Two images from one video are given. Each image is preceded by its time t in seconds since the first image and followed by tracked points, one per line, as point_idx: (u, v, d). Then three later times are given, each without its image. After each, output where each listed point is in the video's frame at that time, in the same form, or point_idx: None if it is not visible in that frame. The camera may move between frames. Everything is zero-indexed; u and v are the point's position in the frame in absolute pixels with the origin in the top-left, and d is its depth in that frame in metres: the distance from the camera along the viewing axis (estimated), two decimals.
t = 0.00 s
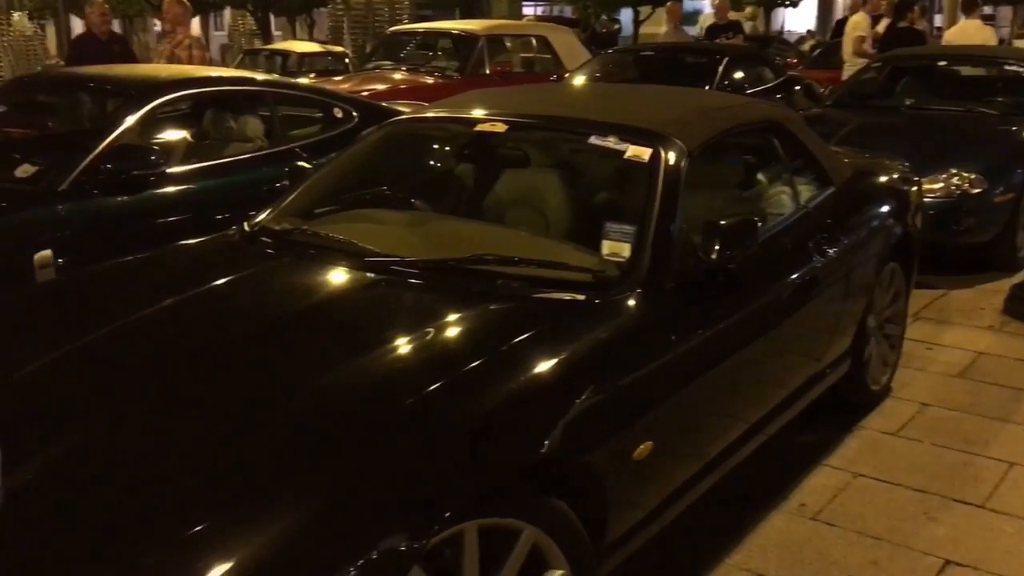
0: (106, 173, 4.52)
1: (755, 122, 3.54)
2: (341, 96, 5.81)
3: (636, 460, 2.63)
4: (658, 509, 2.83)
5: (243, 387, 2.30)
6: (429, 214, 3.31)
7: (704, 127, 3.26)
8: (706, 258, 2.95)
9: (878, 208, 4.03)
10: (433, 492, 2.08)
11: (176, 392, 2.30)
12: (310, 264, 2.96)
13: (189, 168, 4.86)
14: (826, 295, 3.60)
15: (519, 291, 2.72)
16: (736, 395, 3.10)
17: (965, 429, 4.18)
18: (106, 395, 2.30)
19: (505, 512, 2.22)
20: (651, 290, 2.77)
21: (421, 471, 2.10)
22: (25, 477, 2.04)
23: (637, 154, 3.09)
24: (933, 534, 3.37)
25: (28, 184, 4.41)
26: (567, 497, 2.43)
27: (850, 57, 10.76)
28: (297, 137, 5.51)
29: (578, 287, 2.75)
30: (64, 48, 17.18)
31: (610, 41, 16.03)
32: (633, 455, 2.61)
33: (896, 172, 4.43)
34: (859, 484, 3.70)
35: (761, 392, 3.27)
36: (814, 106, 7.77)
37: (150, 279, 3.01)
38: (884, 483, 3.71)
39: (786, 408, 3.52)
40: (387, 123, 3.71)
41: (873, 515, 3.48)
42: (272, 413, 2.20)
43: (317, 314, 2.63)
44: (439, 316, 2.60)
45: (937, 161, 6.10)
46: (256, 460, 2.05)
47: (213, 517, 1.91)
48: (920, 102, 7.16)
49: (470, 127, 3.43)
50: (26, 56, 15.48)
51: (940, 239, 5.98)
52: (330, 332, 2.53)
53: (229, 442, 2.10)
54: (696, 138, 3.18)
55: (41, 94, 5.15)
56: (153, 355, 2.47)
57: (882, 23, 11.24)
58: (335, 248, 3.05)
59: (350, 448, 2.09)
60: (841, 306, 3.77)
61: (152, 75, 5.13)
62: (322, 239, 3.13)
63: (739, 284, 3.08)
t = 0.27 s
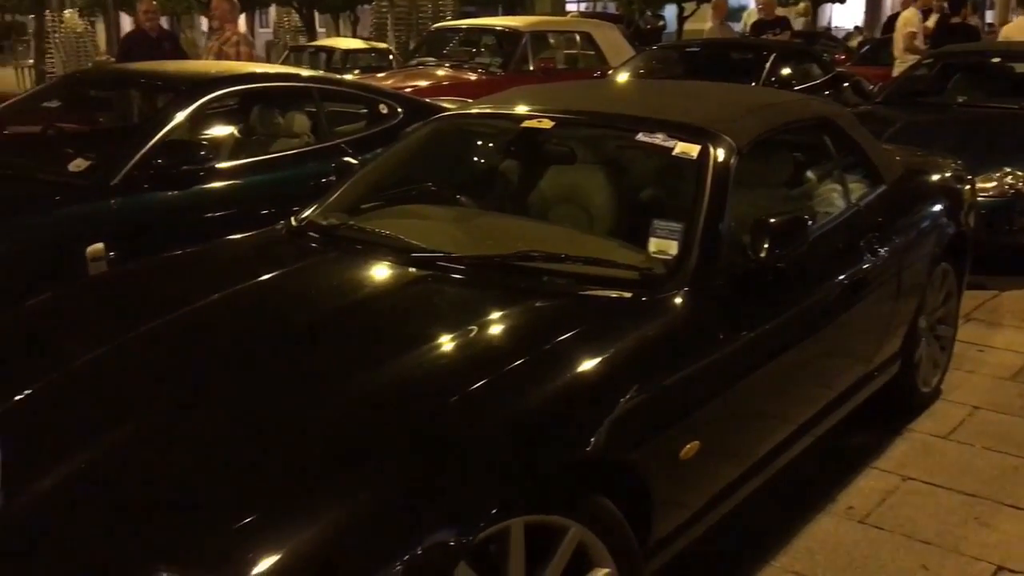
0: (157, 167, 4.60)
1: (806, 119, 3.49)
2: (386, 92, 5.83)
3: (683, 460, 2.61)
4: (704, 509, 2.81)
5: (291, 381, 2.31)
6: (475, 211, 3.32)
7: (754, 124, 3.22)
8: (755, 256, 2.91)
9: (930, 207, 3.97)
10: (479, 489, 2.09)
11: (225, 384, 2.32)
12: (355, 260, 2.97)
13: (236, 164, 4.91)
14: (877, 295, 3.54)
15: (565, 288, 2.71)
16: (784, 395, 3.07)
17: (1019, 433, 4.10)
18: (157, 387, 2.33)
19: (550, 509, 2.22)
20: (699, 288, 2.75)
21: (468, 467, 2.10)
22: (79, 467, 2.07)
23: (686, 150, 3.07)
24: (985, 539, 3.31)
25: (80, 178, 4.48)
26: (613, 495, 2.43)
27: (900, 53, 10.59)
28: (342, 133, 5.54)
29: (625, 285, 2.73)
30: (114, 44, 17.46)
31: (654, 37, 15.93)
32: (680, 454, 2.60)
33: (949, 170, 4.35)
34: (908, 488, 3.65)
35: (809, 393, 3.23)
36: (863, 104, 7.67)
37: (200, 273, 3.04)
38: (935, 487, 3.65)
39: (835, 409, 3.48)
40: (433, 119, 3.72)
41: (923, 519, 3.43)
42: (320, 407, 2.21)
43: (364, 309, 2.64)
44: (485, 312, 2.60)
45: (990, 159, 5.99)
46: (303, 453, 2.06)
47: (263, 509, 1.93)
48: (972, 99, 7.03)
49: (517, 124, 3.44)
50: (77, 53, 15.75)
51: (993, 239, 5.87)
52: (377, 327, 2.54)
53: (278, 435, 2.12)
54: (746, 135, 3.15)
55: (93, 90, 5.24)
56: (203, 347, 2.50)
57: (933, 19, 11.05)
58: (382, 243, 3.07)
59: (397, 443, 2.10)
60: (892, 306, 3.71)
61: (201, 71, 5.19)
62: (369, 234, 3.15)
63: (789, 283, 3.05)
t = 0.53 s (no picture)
0: (210, 162, 4.66)
1: (861, 115, 3.43)
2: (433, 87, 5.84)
3: (733, 459, 2.59)
4: (754, 509, 2.78)
5: (341, 374, 2.33)
6: (523, 206, 3.32)
7: (807, 119, 3.18)
8: (809, 254, 2.87)
9: (988, 205, 3.88)
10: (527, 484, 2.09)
11: (277, 377, 2.34)
12: (402, 255, 2.99)
13: (285, 158, 4.94)
14: (932, 294, 3.48)
15: (614, 285, 2.70)
16: (836, 395, 3.02)
17: None
18: (211, 379, 2.36)
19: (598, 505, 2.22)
20: (750, 285, 2.72)
21: (517, 463, 2.10)
22: (135, 456, 2.11)
23: (739, 147, 3.03)
24: None
25: (135, 171, 4.55)
26: (663, 492, 2.42)
27: (957, 48, 10.36)
28: (390, 128, 5.55)
29: (675, 282, 2.71)
30: (165, 40, 17.72)
31: (703, 32, 15.77)
32: (730, 453, 2.58)
33: (1009, 167, 4.25)
34: (963, 491, 3.58)
35: (862, 394, 3.19)
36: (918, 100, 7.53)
37: (251, 266, 3.07)
38: (991, 491, 3.58)
39: (888, 410, 3.42)
40: (481, 114, 3.73)
41: (978, 523, 3.36)
42: (371, 400, 2.22)
43: (412, 304, 2.65)
44: (533, 308, 2.60)
45: None
46: (354, 445, 2.08)
47: (313, 500, 1.95)
48: None
49: (566, 119, 3.41)
50: (131, 49, 16.00)
51: None
52: (427, 322, 2.55)
53: (329, 427, 2.14)
54: (800, 131, 3.10)
55: (148, 85, 5.32)
56: (257, 339, 2.53)
57: (992, 13, 10.79)
58: (431, 237, 3.08)
59: (447, 437, 2.11)
60: (947, 306, 3.64)
61: (252, 67, 5.24)
62: (418, 229, 3.16)
63: (842, 281, 3.01)
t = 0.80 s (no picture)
0: (263, 156, 4.71)
1: (922, 111, 3.36)
2: (482, 83, 5.85)
3: (787, 460, 2.56)
4: (807, 512, 2.74)
5: (391, 369, 2.33)
6: (574, 202, 3.30)
7: (866, 115, 3.12)
8: (867, 253, 2.83)
9: None
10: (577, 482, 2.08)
11: (329, 370, 2.35)
12: (450, 249, 2.99)
13: (335, 153, 4.96)
14: (993, 295, 3.40)
15: (667, 283, 2.68)
16: (893, 397, 2.97)
17: None
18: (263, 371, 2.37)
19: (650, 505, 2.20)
20: (806, 284, 2.68)
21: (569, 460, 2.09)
22: (189, 447, 2.13)
23: (795, 143, 2.97)
24: None
25: (189, 165, 4.60)
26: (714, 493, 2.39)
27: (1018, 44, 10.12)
28: (440, 124, 5.56)
29: (729, 281, 2.68)
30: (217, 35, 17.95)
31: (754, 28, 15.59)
32: (784, 455, 2.54)
33: None
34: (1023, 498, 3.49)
35: (919, 396, 3.13)
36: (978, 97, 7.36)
37: (302, 260, 3.09)
38: None
39: (945, 413, 3.35)
40: (531, 110, 3.72)
41: None
42: (421, 395, 2.22)
43: (462, 300, 2.64)
44: (583, 304, 2.58)
45: None
46: (404, 439, 2.08)
47: (364, 493, 1.96)
48: None
49: (618, 115, 3.38)
50: (184, 45, 16.24)
51: None
52: (477, 318, 2.54)
53: (379, 421, 2.14)
54: (859, 128, 3.04)
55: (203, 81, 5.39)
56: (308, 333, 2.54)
57: None
58: (481, 233, 3.07)
59: (497, 433, 2.10)
60: (1008, 307, 3.56)
61: (304, 63, 5.28)
62: (469, 224, 3.16)
63: (900, 281, 2.95)
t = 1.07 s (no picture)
0: (311, 154, 4.74)
1: (979, 112, 3.29)
2: (528, 82, 5.84)
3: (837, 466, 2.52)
4: (857, 519, 2.70)
5: (437, 367, 2.34)
6: (622, 202, 3.28)
7: (922, 116, 3.06)
8: (923, 254, 2.78)
9: None
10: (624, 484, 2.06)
11: (376, 368, 2.36)
12: (495, 248, 2.99)
13: (382, 151, 4.98)
14: None
15: (716, 284, 2.65)
16: (946, 403, 2.91)
17: None
18: (311, 368, 2.39)
19: (698, 509, 2.18)
20: (859, 287, 2.64)
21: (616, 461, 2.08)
22: (237, 442, 2.15)
23: (848, 143, 2.93)
24: None
25: (239, 162, 4.65)
26: (763, 498, 2.36)
27: None
28: (486, 122, 5.57)
29: (780, 283, 2.65)
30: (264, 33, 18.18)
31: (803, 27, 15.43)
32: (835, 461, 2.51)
33: None
34: None
35: (973, 403, 3.07)
36: None
37: (349, 257, 3.11)
38: None
39: (999, 420, 3.29)
40: (578, 109, 3.72)
41: None
42: (467, 394, 2.22)
43: (508, 300, 2.64)
44: (630, 305, 2.57)
45: None
46: (450, 438, 2.08)
47: (410, 492, 1.96)
48: None
49: (668, 114, 3.36)
50: (233, 43, 16.42)
51: None
52: (524, 317, 2.54)
53: (425, 420, 2.15)
54: (915, 128, 2.98)
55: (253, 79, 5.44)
56: (355, 330, 2.56)
57: None
58: (527, 232, 3.07)
59: (543, 434, 2.09)
60: None
61: (352, 62, 5.31)
62: (516, 223, 3.15)
63: (955, 286, 2.90)
